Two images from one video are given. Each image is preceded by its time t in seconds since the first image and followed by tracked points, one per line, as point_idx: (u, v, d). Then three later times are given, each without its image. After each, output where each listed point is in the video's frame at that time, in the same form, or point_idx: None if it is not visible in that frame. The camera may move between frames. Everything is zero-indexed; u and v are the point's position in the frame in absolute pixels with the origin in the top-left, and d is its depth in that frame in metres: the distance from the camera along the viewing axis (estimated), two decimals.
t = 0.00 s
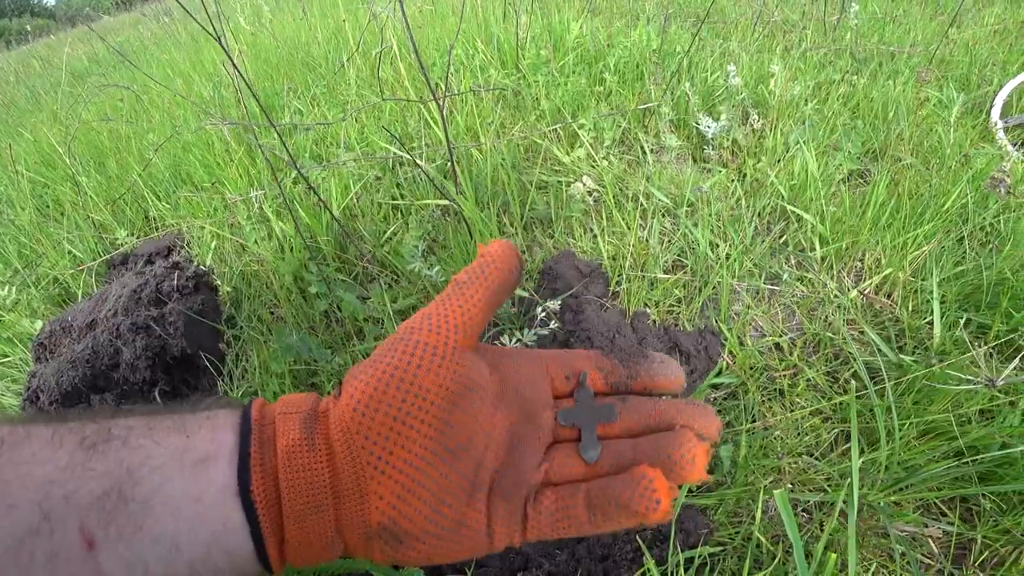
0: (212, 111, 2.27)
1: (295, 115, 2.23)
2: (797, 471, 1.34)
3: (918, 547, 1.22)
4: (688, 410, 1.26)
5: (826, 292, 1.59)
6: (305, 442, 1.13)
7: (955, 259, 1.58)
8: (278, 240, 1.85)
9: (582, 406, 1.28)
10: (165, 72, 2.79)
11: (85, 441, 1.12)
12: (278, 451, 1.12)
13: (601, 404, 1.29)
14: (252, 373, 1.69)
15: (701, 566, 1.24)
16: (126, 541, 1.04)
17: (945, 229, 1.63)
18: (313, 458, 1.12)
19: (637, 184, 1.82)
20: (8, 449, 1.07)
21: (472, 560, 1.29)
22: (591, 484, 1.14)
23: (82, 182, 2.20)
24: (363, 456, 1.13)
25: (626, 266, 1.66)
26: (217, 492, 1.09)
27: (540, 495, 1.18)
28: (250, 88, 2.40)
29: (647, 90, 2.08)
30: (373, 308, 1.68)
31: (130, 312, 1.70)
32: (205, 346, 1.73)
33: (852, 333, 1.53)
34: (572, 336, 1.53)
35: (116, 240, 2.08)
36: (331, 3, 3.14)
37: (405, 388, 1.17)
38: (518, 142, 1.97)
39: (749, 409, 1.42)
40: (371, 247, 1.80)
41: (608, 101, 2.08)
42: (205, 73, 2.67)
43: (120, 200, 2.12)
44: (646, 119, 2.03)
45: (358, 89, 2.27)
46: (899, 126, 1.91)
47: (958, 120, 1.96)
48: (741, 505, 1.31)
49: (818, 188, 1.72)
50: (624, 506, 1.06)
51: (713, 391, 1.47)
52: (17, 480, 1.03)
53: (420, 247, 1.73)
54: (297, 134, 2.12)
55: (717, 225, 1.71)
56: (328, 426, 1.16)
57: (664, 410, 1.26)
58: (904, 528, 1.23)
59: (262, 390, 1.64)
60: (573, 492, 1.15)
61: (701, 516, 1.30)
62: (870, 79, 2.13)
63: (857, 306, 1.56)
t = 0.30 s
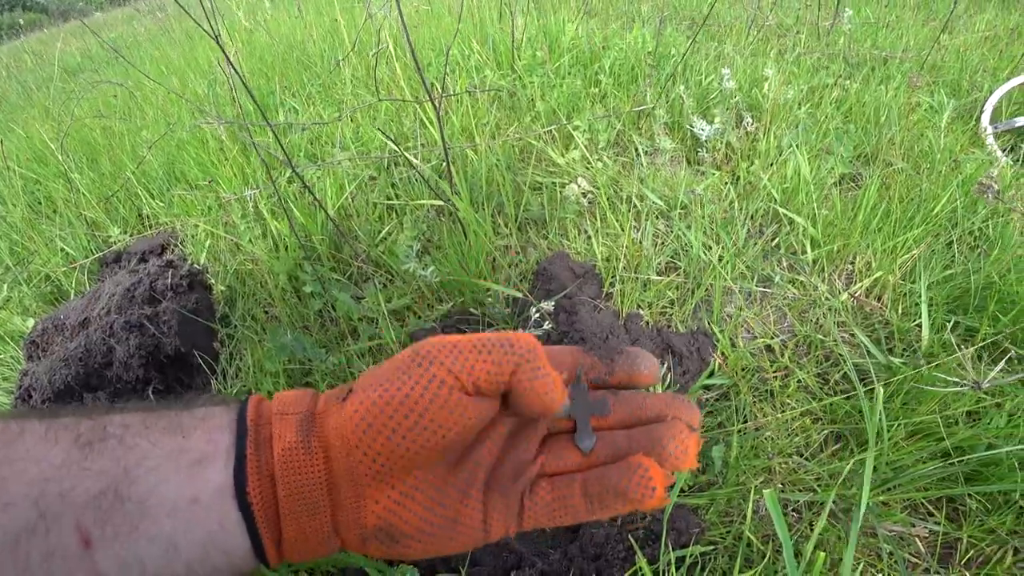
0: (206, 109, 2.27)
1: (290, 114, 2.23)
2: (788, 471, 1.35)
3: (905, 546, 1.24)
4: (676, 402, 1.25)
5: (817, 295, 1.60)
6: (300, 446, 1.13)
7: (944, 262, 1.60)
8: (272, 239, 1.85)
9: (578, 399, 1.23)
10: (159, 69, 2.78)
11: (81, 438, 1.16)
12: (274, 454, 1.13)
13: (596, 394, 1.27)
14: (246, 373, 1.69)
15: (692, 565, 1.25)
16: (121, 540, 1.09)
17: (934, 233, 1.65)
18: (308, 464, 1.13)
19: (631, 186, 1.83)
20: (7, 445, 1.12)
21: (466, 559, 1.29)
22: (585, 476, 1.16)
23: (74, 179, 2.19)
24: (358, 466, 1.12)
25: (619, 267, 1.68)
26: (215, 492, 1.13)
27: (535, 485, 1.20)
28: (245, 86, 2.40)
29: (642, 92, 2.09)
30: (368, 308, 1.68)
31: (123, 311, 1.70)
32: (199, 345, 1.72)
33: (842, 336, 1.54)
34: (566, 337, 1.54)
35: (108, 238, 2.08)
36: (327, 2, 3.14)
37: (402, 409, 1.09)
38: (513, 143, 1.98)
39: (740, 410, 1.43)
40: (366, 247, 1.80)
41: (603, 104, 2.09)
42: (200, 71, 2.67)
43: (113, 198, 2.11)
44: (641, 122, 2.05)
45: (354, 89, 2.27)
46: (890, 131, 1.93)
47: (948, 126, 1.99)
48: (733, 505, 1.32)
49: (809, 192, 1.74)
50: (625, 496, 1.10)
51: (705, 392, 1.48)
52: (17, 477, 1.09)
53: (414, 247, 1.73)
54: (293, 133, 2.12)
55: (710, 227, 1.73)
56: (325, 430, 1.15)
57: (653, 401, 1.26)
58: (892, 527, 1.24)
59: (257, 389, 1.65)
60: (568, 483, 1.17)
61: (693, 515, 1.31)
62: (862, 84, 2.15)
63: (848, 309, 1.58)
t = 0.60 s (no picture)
0: (204, 108, 2.27)
1: (288, 113, 2.23)
2: (783, 470, 1.37)
3: (899, 544, 1.26)
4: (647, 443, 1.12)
5: (812, 295, 1.62)
6: (324, 486, 1.07)
7: (939, 263, 1.62)
8: (270, 238, 1.85)
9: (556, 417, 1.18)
10: (156, 67, 2.77)
11: (81, 466, 1.07)
12: (293, 492, 1.07)
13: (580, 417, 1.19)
14: (244, 372, 1.69)
15: (688, 562, 1.27)
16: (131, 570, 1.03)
17: (929, 235, 1.67)
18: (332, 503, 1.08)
19: (628, 186, 1.84)
20: None
21: (464, 557, 1.30)
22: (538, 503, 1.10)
23: (71, 177, 2.18)
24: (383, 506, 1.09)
25: (617, 267, 1.68)
26: (223, 523, 1.06)
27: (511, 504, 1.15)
28: (242, 84, 2.40)
29: (639, 92, 2.10)
30: (366, 307, 1.68)
31: (121, 310, 1.70)
32: (197, 344, 1.72)
33: (838, 335, 1.56)
34: (564, 336, 1.54)
35: (105, 236, 2.07)
36: (324, 2, 3.14)
37: (441, 466, 1.07)
38: (511, 143, 1.99)
39: (736, 409, 1.44)
40: (364, 246, 1.80)
41: (601, 104, 2.10)
42: (197, 69, 2.66)
43: (109, 196, 2.11)
44: (638, 122, 2.06)
45: (352, 88, 2.27)
46: (886, 132, 1.94)
47: (943, 127, 2.01)
48: (729, 503, 1.33)
49: (805, 192, 1.75)
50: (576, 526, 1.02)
51: (702, 391, 1.49)
52: (12, 510, 1.00)
53: (413, 247, 1.74)
54: (291, 132, 2.12)
55: (707, 228, 1.74)
56: (349, 468, 1.10)
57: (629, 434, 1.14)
58: (886, 525, 1.26)
59: (255, 388, 1.65)
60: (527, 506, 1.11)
61: (689, 513, 1.32)
62: (859, 85, 2.16)
63: (843, 309, 1.59)
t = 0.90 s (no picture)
0: (202, 108, 2.26)
1: (286, 112, 2.22)
2: (783, 468, 1.37)
3: (899, 542, 1.26)
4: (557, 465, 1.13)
5: (812, 293, 1.62)
6: (344, 508, 1.01)
7: (937, 261, 1.62)
8: (269, 238, 1.85)
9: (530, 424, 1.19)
10: (154, 66, 2.77)
11: (65, 488, 0.94)
12: (311, 516, 0.99)
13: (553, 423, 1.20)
14: (243, 371, 1.69)
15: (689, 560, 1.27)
16: None
17: (927, 233, 1.67)
18: (353, 525, 1.02)
19: (627, 185, 1.84)
20: None
21: (464, 557, 1.29)
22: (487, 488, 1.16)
23: (69, 177, 2.18)
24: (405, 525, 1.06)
25: (616, 266, 1.68)
26: (225, 547, 0.97)
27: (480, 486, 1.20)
28: (240, 83, 2.39)
29: (638, 91, 2.10)
30: (365, 307, 1.67)
31: (119, 310, 1.70)
32: (196, 344, 1.72)
33: (837, 334, 1.56)
34: (564, 335, 1.54)
35: (103, 236, 2.07)
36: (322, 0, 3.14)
37: (471, 489, 1.04)
38: (510, 142, 1.98)
39: (736, 407, 1.44)
40: (363, 246, 1.80)
41: (599, 102, 2.10)
42: (194, 68, 2.66)
43: (107, 196, 2.10)
44: (637, 121, 2.06)
45: (350, 87, 2.27)
46: (884, 130, 1.95)
47: (941, 125, 2.01)
48: (730, 501, 1.33)
49: (804, 191, 1.75)
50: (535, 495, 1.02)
51: (702, 389, 1.49)
52: None
53: (412, 246, 1.73)
54: (289, 131, 2.11)
55: (706, 227, 1.74)
56: (370, 490, 1.03)
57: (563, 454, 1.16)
58: (886, 522, 1.26)
59: (254, 388, 1.65)
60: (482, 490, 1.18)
61: (690, 512, 1.32)
62: (857, 83, 2.17)
63: (842, 307, 1.59)
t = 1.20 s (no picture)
0: (200, 108, 2.26)
1: (285, 112, 2.22)
2: (784, 468, 1.37)
3: (899, 541, 1.26)
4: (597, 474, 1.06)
5: (811, 293, 1.62)
6: (337, 513, 1.01)
7: (936, 260, 1.62)
8: (268, 238, 1.84)
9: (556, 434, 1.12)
10: (152, 67, 2.76)
11: (72, 491, 0.97)
12: (307, 521, 1.00)
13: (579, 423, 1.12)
14: (242, 372, 1.68)
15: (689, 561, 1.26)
16: None
17: (926, 233, 1.67)
18: (348, 530, 1.02)
19: (626, 185, 1.84)
20: None
21: (465, 558, 1.29)
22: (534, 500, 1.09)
23: (67, 177, 2.17)
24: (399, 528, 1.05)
25: (615, 266, 1.68)
26: (224, 550, 0.98)
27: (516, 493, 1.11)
28: (238, 84, 2.39)
29: (637, 91, 2.10)
30: (364, 307, 1.67)
31: (118, 310, 1.70)
32: (195, 345, 1.72)
33: (837, 333, 1.56)
34: (564, 335, 1.53)
35: (101, 237, 2.06)
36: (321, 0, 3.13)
37: (463, 492, 1.03)
38: (509, 142, 1.98)
39: (737, 408, 1.44)
40: (362, 246, 1.79)
41: (598, 102, 2.10)
42: (193, 68, 2.65)
43: (105, 197, 2.10)
44: (636, 120, 2.05)
45: (349, 87, 2.26)
46: (883, 130, 1.95)
47: (940, 125, 2.01)
48: (730, 502, 1.33)
49: (803, 190, 1.75)
50: (584, 517, 1.01)
51: (702, 389, 1.48)
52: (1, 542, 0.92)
53: (411, 246, 1.73)
54: (288, 131, 2.10)
55: (705, 226, 1.74)
56: (364, 494, 1.03)
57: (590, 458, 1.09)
58: (887, 522, 1.25)
59: (253, 388, 1.64)
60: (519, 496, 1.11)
61: (690, 512, 1.32)
62: (856, 83, 2.17)
63: (842, 307, 1.59)
